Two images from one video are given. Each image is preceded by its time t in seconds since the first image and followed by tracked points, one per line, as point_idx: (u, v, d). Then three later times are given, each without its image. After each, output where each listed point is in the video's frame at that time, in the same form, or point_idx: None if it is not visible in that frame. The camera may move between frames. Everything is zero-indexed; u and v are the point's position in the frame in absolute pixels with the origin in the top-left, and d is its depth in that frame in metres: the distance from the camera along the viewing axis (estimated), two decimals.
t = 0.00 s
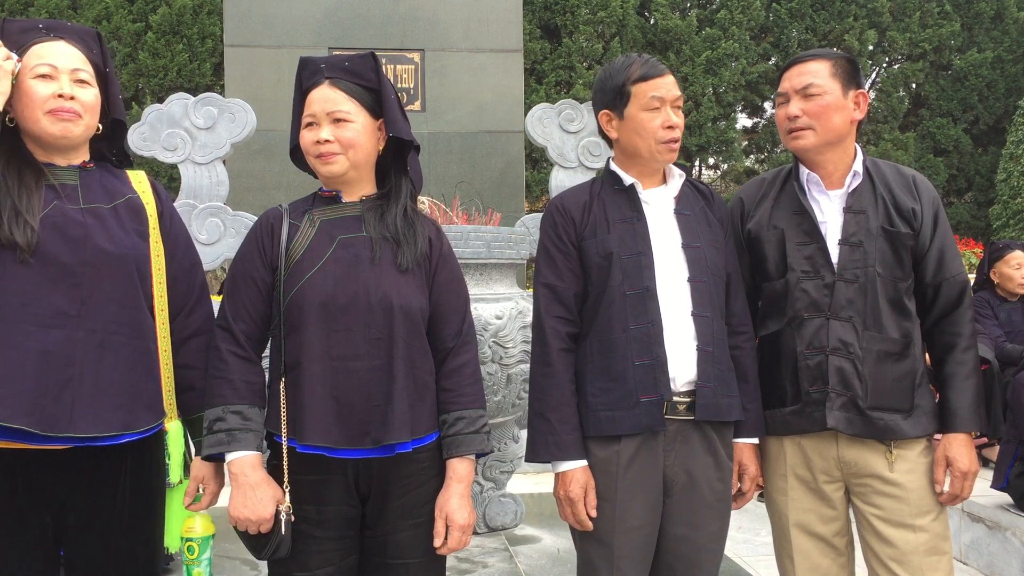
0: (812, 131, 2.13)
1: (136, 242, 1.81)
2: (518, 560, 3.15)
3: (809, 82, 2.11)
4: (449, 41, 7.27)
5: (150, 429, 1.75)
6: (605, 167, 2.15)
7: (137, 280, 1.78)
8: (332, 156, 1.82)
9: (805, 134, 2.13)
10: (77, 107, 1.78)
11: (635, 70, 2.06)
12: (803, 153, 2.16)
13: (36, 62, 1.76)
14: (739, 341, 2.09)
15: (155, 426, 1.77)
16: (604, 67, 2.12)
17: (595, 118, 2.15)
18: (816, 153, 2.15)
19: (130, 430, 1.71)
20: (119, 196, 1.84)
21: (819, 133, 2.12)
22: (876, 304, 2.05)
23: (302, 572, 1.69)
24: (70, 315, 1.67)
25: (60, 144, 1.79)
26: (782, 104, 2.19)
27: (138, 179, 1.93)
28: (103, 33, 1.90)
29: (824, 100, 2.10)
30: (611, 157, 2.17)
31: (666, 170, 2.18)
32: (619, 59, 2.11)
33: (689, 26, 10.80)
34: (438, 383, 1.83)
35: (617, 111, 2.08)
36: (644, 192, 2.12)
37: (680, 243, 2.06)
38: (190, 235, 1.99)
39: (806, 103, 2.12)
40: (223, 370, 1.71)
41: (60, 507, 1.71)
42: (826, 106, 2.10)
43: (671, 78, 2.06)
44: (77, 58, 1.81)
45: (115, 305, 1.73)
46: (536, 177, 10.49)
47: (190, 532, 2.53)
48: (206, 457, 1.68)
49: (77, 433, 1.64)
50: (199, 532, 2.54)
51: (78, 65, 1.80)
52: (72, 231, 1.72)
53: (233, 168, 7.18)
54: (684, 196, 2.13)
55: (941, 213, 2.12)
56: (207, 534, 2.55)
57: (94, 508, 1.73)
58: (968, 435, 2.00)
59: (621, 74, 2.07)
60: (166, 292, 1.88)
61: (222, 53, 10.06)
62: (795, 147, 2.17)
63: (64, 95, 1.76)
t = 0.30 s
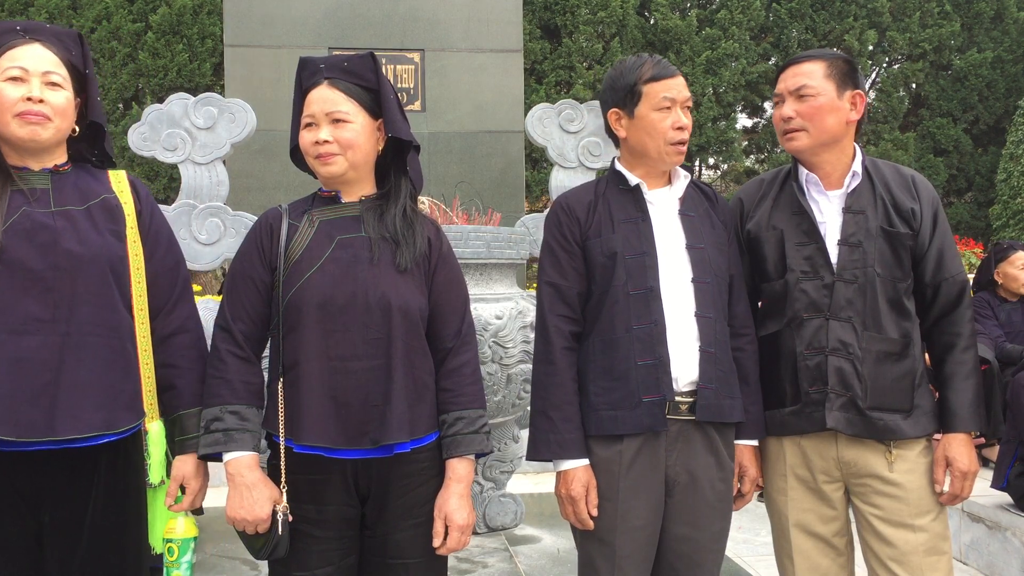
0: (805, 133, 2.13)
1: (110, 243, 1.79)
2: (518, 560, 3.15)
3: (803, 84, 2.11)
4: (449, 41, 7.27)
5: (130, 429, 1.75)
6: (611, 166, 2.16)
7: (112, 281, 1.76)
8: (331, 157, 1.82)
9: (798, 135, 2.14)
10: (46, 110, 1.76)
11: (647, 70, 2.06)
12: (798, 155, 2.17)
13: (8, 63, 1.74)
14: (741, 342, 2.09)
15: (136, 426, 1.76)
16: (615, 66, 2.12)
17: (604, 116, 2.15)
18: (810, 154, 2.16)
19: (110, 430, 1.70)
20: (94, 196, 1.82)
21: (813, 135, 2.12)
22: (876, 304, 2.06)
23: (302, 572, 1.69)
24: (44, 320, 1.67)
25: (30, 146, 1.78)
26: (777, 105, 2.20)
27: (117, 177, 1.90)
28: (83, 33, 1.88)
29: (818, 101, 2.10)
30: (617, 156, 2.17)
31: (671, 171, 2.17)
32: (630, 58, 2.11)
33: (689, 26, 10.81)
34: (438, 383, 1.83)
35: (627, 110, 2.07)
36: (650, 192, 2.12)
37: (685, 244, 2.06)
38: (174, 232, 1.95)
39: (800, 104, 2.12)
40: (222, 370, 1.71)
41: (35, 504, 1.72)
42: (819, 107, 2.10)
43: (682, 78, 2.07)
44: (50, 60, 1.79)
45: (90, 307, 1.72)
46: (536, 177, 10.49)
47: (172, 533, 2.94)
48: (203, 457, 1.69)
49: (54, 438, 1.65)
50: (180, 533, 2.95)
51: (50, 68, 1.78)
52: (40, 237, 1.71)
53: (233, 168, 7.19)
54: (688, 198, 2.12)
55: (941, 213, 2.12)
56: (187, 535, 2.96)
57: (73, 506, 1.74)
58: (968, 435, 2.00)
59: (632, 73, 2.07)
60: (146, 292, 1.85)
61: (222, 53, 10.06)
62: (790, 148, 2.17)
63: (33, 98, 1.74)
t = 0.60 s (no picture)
0: (803, 134, 2.13)
1: (94, 241, 1.78)
2: (518, 560, 3.15)
3: (801, 84, 2.11)
4: (449, 41, 7.27)
5: (120, 426, 1.75)
6: (614, 166, 2.15)
7: (97, 280, 1.76)
8: (337, 157, 1.81)
9: (796, 136, 2.14)
10: (9, 111, 1.75)
11: (653, 70, 2.06)
12: (796, 155, 2.17)
13: None
14: (742, 342, 2.09)
15: (125, 423, 1.76)
16: (621, 66, 2.11)
17: (609, 116, 2.15)
18: (808, 155, 2.16)
19: (100, 428, 1.70)
20: (76, 195, 1.82)
21: (811, 136, 2.12)
22: (875, 305, 2.06)
23: (303, 572, 1.70)
24: (30, 320, 1.67)
25: None
26: (775, 105, 2.19)
27: (99, 176, 1.89)
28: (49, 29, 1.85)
29: (814, 102, 2.10)
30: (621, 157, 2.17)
31: (674, 172, 2.17)
32: (637, 59, 2.11)
33: (689, 26, 10.83)
34: (438, 382, 1.83)
35: (632, 110, 2.07)
36: (653, 194, 2.12)
37: (688, 245, 2.05)
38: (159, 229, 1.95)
39: (797, 105, 2.12)
40: (221, 370, 1.71)
41: (28, 503, 1.72)
42: (816, 108, 2.10)
43: (688, 79, 2.07)
44: (11, 60, 1.77)
45: (75, 305, 1.72)
46: (536, 177, 10.50)
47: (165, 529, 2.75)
48: (203, 457, 1.69)
49: (45, 437, 1.65)
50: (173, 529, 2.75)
51: (11, 68, 1.76)
52: (22, 237, 1.70)
53: (233, 168, 7.20)
54: (691, 199, 2.12)
55: (939, 213, 2.13)
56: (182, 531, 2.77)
57: (62, 502, 1.74)
58: (967, 435, 2.00)
59: (638, 73, 2.07)
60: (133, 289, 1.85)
61: (222, 53, 10.06)
62: (788, 149, 2.17)
63: None
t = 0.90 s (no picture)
0: (800, 135, 2.13)
1: (77, 238, 1.78)
2: (518, 560, 3.15)
3: (796, 86, 2.10)
4: (449, 41, 7.27)
5: (118, 421, 1.75)
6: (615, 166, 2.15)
7: (84, 276, 1.76)
8: (347, 157, 1.81)
9: (792, 138, 2.14)
10: None
11: (653, 70, 2.06)
12: (793, 157, 2.17)
13: None
14: (743, 342, 2.09)
15: (123, 418, 1.76)
16: (621, 66, 2.11)
17: (609, 116, 2.15)
18: (806, 156, 2.15)
19: (99, 424, 1.71)
20: (55, 193, 1.81)
21: (807, 137, 2.12)
22: (873, 306, 2.06)
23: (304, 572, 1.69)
24: (21, 321, 1.67)
25: None
26: (771, 106, 2.19)
27: (79, 172, 1.88)
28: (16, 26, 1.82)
29: (810, 103, 2.09)
30: (621, 157, 2.16)
31: (675, 172, 2.17)
32: (637, 59, 2.10)
33: (689, 26, 10.83)
34: (437, 382, 1.83)
35: (632, 110, 2.07)
36: (654, 194, 2.12)
37: (688, 245, 2.05)
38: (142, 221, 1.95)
39: (794, 107, 2.12)
40: (221, 371, 1.71)
41: (25, 504, 1.72)
42: (812, 110, 2.09)
43: (688, 79, 2.07)
44: None
45: (63, 303, 1.71)
46: (536, 177, 10.50)
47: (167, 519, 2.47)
48: (203, 457, 1.69)
49: (44, 435, 1.65)
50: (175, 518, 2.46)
51: None
52: (4, 238, 1.69)
53: (233, 168, 7.21)
54: (691, 199, 2.12)
55: (936, 212, 2.12)
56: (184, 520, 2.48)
57: (62, 499, 1.74)
58: (966, 433, 2.00)
59: (639, 73, 2.07)
60: (119, 283, 1.84)
61: (222, 53, 10.06)
62: (784, 151, 2.17)
63: None
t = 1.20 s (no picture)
0: (806, 134, 2.13)
1: (57, 235, 1.76)
2: (518, 560, 3.15)
3: (803, 84, 2.10)
4: (449, 41, 7.27)
5: (114, 415, 1.75)
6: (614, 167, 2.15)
7: (68, 273, 1.75)
8: (355, 157, 1.81)
9: (798, 136, 2.14)
10: None
11: (650, 71, 2.06)
12: (799, 155, 2.17)
13: None
14: (742, 342, 2.09)
15: (119, 411, 1.77)
16: (618, 66, 2.11)
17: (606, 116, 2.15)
18: (812, 155, 2.15)
19: (96, 419, 1.71)
20: (33, 190, 1.79)
21: (813, 136, 2.12)
22: (877, 306, 2.05)
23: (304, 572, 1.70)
24: (9, 323, 1.67)
25: None
26: (777, 104, 2.19)
27: (57, 167, 1.87)
28: None
29: (816, 102, 2.10)
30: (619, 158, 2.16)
31: (672, 173, 2.17)
32: (633, 60, 2.11)
33: (689, 26, 10.83)
34: (437, 383, 1.82)
35: (629, 111, 2.07)
36: (652, 195, 2.11)
37: (687, 245, 2.05)
38: (126, 211, 1.93)
39: (800, 105, 2.12)
40: (220, 372, 1.71)
41: (22, 503, 1.73)
42: (818, 109, 2.10)
43: (685, 79, 2.07)
44: None
45: (49, 301, 1.70)
46: (536, 177, 10.50)
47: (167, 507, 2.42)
48: (202, 458, 1.69)
49: (42, 435, 1.65)
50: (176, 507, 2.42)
51: None
52: None
53: (233, 168, 7.21)
54: (690, 200, 2.12)
55: (942, 211, 2.11)
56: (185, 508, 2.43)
57: (60, 497, 1.75)
58: (970, 435, 2.01)
59: (635, 73, 2.07)
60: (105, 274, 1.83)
61: (223, 53, 10.06)
62: (789, 149, 2.17)
63: None
